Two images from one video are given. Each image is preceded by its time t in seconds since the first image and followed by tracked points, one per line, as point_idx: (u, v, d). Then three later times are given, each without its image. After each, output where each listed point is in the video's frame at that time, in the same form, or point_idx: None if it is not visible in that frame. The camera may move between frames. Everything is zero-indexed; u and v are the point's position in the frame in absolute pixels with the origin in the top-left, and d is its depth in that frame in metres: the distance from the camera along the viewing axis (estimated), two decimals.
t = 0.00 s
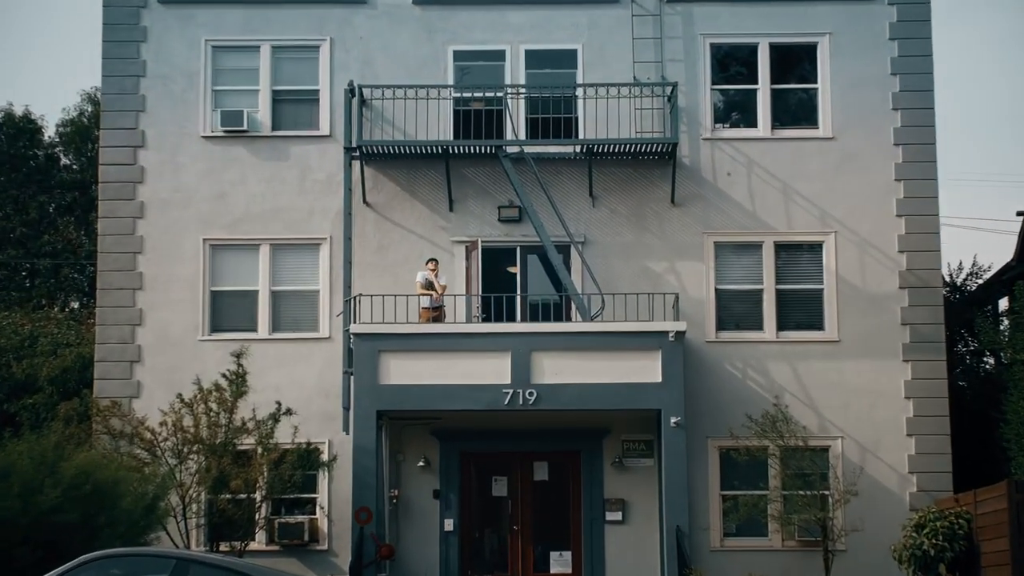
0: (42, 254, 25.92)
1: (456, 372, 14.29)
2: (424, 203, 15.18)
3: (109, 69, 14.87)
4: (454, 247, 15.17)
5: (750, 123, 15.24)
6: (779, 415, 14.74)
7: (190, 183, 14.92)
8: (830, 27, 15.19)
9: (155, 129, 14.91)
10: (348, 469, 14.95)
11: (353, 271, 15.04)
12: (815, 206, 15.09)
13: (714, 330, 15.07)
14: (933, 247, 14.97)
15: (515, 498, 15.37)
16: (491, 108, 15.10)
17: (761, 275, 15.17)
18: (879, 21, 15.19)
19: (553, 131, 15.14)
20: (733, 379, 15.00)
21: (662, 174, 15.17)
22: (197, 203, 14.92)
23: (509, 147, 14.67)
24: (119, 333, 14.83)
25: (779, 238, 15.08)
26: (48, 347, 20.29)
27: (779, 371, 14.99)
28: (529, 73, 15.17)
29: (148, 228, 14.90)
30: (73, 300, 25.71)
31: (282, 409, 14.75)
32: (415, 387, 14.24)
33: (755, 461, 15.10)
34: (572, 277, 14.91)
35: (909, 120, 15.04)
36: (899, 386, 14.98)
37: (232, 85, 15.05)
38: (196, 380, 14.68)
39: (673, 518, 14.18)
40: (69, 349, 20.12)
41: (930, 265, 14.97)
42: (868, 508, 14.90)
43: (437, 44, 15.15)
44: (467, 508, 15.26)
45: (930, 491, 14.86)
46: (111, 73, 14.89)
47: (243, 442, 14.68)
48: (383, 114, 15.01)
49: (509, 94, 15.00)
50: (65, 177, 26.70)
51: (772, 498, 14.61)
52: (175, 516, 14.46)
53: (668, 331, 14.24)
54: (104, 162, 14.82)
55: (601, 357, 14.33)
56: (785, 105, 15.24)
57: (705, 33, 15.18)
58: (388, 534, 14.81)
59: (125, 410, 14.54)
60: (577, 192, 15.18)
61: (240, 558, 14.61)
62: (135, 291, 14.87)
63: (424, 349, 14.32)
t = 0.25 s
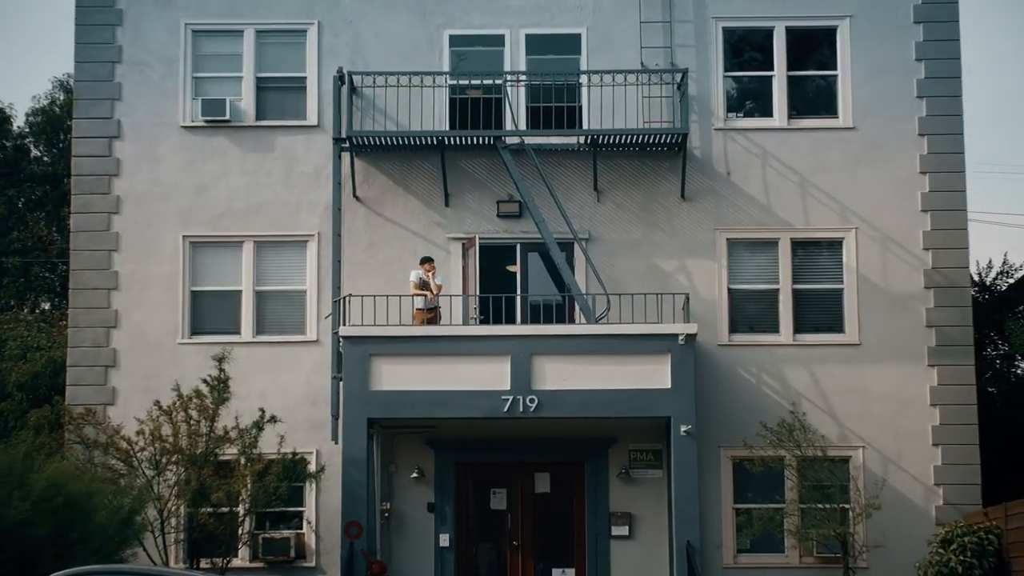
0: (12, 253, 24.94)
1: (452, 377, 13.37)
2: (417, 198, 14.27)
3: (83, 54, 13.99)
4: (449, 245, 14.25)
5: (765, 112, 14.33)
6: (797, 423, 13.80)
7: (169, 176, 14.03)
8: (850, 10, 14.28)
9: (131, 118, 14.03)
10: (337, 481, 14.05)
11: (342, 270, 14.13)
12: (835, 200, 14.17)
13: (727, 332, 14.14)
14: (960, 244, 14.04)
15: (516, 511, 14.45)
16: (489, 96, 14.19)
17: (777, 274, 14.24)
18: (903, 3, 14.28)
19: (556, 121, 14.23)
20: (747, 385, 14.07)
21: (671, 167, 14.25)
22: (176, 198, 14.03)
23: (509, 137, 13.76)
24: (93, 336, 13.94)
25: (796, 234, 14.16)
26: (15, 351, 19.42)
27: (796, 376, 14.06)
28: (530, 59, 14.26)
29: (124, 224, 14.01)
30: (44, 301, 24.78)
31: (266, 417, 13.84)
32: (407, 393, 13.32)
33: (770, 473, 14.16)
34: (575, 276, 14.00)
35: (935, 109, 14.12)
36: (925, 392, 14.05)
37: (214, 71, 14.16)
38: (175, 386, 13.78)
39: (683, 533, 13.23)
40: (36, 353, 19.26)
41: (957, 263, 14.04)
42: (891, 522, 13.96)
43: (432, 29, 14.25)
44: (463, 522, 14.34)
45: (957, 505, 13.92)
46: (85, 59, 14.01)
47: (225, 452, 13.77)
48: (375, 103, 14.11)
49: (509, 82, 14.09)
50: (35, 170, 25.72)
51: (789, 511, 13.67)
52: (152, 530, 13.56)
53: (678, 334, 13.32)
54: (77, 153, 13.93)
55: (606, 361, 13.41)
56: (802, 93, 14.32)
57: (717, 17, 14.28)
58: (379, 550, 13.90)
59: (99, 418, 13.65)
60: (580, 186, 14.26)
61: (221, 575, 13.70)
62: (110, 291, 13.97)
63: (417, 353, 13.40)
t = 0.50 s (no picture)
0: None
1: (447, 383, 12.50)
2: (411, 192, 13.40)
3: (55, 39, 13.15)
4: (445, 242, 13.38)
5: (782, 100, 13.46)
6: (816, 431, 12.89)
7: (146, 168, 13.17)
8: None
9: (106, 107, 13.18)
10: (326, 494, 13.18)
11: (331, 268, 13.27)
12: (856, 194, 13.29)
13: (741, 335, 13.26)
14: (990, 241, 13.17)
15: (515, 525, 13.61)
16: (487, 83, 13.33)
17: (794, 273, 13.36)
18: None
19: (559, 110, 13.36)
20: (763, 391, 13.19)
21: (681, 159, 13.38)
22: (154, 191, 13.17)
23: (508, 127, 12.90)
24: (65, 339, 13.07)
25: (815, 231, 13.29)
26: None
27: (815, 382, 13.18)
28: (531, 44, 13.40)
29: (99, 220, 13.15)
30: (12, 302, 23.75)
31: (250, 425, 12.95)
32: (400, 400, 12.45)
33: (787, 485, 13.26)
34: (579, 275, 13.12)
35: (963, 96, 13.25)
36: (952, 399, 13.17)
37: (194, 57, 13.31)
38: (153, 392, 12.92)
39: (694, 548, 12.35)
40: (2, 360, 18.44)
41: (987, 261, 13.17)
42: (916, 538, 13.06)
43: (427, 12, 13.40)
44: (459, 537, 13.50)
45: (988, 519, 13.02)
46: (57, 43, 13.16)
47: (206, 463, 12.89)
48: (365, 91, 13.24)
49: (508, 68, 13.22)
50: (1, 163, 24.69)
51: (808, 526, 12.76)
52: (128, 546, 12.69)
53: (689, 337, 12.44)
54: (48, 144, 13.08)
55: (612, 366, 12.53)
56: (821, 80, 13.45)
57: None
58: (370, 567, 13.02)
59: (72, 426, 12.79)
60: (585, 179, 13.39)
61: None
62: (83, 291, 13.11)
63: (410, 357, 12.52)
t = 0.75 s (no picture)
0: None
1: (442, 390, 11.66)
2: (405, 185, 12.57)
3: (24, 22, 12.34)
4: (440, 239, 12.54)
5: (800, 87, 12.63)
6: (836, 441, 12.07)
7: (121, 160, 12.35)
8: None
9: (78, 95, 12.36)
10: (313, 508, 12.36)
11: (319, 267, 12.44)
12: (878, 188, 12.46)
13: (756, 338, 12.43)
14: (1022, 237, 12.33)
15: (514, 541, 12.79)
16: (486, 70, 12.51)
17: (812, 272, 12.52)
18: None
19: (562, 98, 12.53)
20: (779, 398, 12.36)
21: (693, 151, 12.55)
22: (129, 184, 12.35)
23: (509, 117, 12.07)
24: (34, 342, 12.24)
25: (835, 226, 12.45)
26: None
27: (835, 388, 12.34)
28: (533, 28, 12.58)
29: (70, 215, 12.32)
30: None
31: (232, 434, 12.13)
32: (391, 408, 11.61)
33: (805, 498, 12.42)
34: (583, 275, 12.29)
35: (994, 83, 12.43)
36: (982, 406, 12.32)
37: (173, 41, 12.50)
38: (128, 398, 12.10)
39: (706, 566, 11.49)
40: None
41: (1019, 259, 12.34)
42: (944, 555, 12.22)
43: None
44: (455, 554, 12.68)
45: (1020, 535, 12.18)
46: (27, 27, 12.35)
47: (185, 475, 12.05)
48: (355, 78, 12.42)
49: (508, 53, 12.40)
50: None
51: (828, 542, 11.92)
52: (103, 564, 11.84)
53: (701, 341, 11.62)
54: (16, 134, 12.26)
55: (619, 371, 11.69)
56: (842, 66, 12.63)
57: None
58: None
59: (41, 435, 11.95)
60: (590, 172, 12.56)
61: None
62: (53, 291, 12.28)
63: (402, 362, 11.68)
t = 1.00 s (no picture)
0: None
1: (436, 397, 10.88)
2: (397, 178, 11.79)
3: None
4: (435, 235, 11.76)
5: (819, 73, 11.86)
6: (858, 450, 11.24)
7: (94, 151, 11.59)
8: None
9: (49, 82, 11.60)
10: (299, 523, 11.56)
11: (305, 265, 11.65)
12: (903, 181, 11.67)
13: (772, 340, 11.63)
14: None
15: (514, 558, 11.99)
16: (484, 55, 11.74)
17: (832, 271, 11.74)
18: None
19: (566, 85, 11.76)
20: (797, 405, 11.56)
21: (704, 141, 11.76)
22: (103, 177, 11.58)
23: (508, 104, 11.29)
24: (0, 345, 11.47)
25: (856, 222, 11.67)
26: None
27: (857, 395, 11.55)
28: (535, 10, 11.83)
29: (40, 210, 11.55)
30: None
31: (212, 444, 11.33)
32: (381, 416, 10.82)
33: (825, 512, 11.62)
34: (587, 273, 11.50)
35: None
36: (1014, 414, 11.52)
37: (151, 25, 11.74)
38: (101, 405, 11.32)
39: None
40: None
41: None
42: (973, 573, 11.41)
43: None
44: (451, 572, 11.88)
45: None
46: None
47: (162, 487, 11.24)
48: (344, 63, 11.65)
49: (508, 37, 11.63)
50: None
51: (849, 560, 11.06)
52: None
53: (714, 344, 10.82)
54: None
55: (627, 377, 10.91)
56: (864, 50, 11.86)
57: None
58: None
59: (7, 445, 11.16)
60: (594, 164, 11.77)
61: None
62: (22, 291, 11.51)
63: (393, 366, 10.90)
